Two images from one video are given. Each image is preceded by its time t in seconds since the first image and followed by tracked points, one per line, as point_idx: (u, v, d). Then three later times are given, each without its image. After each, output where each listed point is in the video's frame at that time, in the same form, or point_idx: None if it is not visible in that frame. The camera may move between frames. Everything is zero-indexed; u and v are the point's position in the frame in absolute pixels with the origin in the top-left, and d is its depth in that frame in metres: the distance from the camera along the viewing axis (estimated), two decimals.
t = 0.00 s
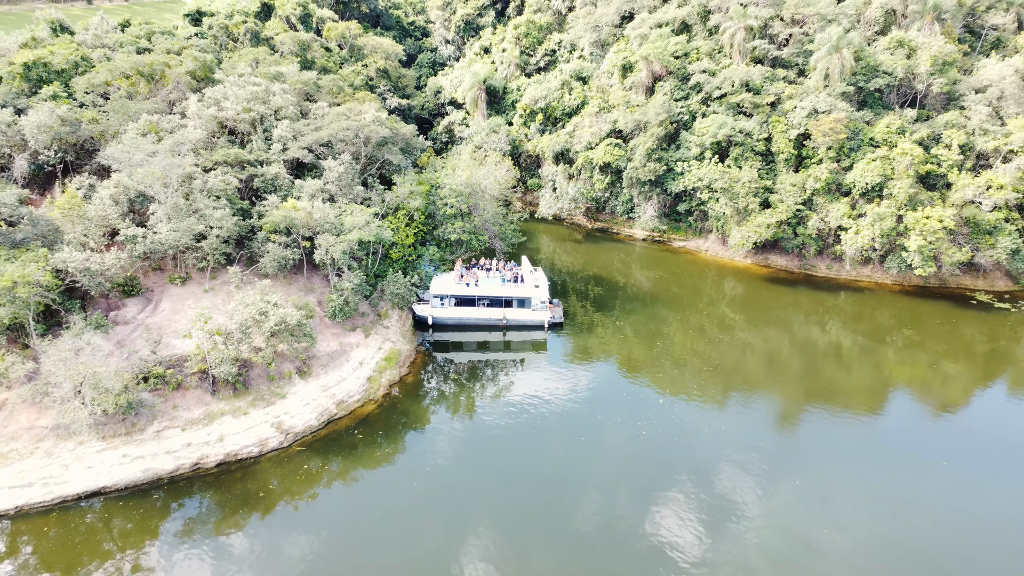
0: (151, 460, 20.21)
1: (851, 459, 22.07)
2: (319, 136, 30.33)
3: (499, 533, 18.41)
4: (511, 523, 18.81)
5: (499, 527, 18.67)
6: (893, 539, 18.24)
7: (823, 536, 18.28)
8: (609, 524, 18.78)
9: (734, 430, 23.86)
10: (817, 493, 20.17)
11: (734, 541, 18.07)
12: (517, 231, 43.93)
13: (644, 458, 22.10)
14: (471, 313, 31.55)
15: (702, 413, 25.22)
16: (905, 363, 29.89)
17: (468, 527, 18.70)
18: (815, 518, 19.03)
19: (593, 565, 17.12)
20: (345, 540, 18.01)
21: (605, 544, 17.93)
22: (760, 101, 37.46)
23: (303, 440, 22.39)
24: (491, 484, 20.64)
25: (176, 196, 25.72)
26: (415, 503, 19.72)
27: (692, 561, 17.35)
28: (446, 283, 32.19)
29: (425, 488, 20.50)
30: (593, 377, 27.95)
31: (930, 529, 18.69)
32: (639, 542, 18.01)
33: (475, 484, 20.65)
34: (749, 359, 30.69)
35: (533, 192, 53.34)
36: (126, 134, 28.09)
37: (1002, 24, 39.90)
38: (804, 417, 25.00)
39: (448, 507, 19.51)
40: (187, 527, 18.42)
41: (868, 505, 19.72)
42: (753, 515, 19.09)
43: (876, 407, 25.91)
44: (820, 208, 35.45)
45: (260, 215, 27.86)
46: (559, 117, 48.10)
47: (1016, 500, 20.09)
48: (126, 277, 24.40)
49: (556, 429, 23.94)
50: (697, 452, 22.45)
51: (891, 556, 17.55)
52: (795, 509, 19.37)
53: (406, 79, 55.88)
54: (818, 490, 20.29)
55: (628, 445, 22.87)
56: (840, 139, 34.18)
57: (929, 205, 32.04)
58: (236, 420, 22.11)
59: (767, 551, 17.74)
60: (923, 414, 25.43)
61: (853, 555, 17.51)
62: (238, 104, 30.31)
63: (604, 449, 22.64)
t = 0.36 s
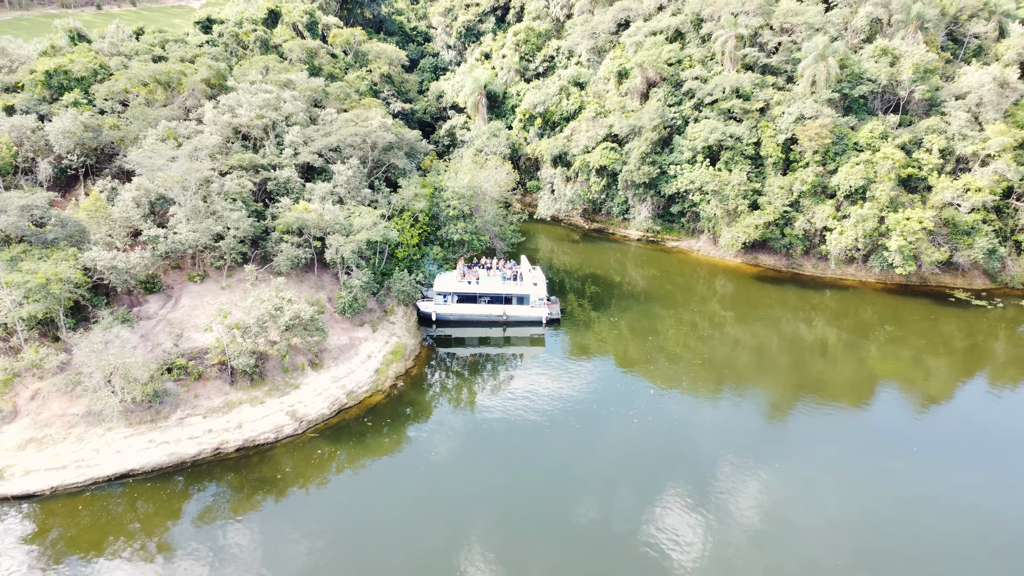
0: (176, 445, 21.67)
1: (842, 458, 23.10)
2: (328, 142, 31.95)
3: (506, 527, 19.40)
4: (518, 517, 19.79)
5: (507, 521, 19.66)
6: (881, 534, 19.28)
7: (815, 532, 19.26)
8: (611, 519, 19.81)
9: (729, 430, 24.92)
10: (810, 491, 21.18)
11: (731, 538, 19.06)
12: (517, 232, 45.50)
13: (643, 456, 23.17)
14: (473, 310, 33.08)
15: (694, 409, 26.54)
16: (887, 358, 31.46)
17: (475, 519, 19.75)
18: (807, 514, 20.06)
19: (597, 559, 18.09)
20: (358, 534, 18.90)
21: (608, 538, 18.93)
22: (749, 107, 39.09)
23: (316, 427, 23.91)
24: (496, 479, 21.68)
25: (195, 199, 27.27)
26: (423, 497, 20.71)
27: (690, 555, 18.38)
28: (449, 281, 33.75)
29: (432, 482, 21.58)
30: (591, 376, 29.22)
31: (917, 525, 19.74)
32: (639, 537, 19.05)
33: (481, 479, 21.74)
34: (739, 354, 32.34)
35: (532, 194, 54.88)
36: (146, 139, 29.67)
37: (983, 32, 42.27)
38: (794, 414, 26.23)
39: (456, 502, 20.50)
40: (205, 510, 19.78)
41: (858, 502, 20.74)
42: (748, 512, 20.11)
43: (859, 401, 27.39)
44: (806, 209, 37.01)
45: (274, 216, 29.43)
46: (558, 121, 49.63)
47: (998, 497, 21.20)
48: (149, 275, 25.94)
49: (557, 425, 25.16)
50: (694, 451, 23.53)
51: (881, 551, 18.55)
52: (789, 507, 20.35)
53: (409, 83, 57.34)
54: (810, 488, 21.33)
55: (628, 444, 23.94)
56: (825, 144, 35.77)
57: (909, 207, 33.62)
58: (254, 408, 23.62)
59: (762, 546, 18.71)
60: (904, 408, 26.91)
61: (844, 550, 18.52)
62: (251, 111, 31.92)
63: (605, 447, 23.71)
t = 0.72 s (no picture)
0: (197, 432, 23.15)
1: (831, 457, 24.15)
2: (337, 147, 33.61)
3: (512, 524, 20.48)
4: (522, 515, 20.88)
5: (512, 518, 20.72)
6: (868, 531, 20.34)
7: (806, 529, 20.34)
8: (612, 516, 20.89)
9: (723, 429, 26.00)
10: (801, 490, 22.22)
11: (726, 536, 20.10)
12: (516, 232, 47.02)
13: (640, 455, 24.29)
14: (474, 306, 34.63)
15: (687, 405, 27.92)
16: (871, 353, 33.00)
17: (481, 516, 20.85)
18: (798, 512, 21.13)
19: (600, 555, 19.16)
20: (367, 532, 19.85)
21: (609, 536, 19.99)
22: (740, 113, 40.77)
23: (327, 416, 25.45)
24: (502, 479, 22.71)
25: (212, 201, 28.81)
26: (431, 495, 21.78)
27: (687, 551, 19.47)
28: (452, 279, 35.32)
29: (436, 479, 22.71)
30: (588, 373, 30.51)
31: (903, 522, 20.81)
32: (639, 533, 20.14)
33: (486, 478, 22.86)
34: (730, 350, 33.93)
35: (531, 196, 56.35)
36: (164, 144, 31.29)
37: (965, 40, 44.72)
38: (783, 411, 27.49)
39: (462, 500, 21.58)
40: (218, 497, 21.17)
41: (847, 501, 21.80)
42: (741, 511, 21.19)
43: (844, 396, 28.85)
44: (793, 211, 38.58)
45: (286, 218, 31.00)
46: (556, 125, 51.15)
47: (979, 494, 22.32)
48: (169, 273, 27.48)
49: (556, 424, 26.41)
50: (689, 450, 24.63)
51: (868, 548, 19.62)
52: (781, 506, 21.38)
53: (412, 88, 58.42)
54: (801, 487, 22.38)
55: (626, 443, 25.07)
56: (812, 148, 37.39)
57: (891, 209, 35.21)
58: (269, 398, 25.14)
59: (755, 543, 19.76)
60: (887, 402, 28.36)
61: (833, 546, 19.59)
62: (264, 117, 33.60)
63: (603, 446, 24.83)
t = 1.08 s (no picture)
0: (216, 421, 24.66)
1: (827, 460, 25.03)
2: (345, 151, 35.30)
3: (520, 522, 21.51)
4: (529, 514, 21.89)
5: (520, 517, 21.75)
6: (860, 529, 21.35)
7: (803, 531, 21.23)
8: (616, 514, 21.88)
9: (718, 430, 27.02)
10: (796, 490, 23.22)
11: (725, 534, 21.06)
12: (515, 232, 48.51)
13: (640, 455, 25.29)
14: (476, 303, 36.19)
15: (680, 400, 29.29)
16: (855, 349, 34.60)
17: (489, 513, 21.90)
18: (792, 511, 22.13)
19: (606, 558, 19.90)
20: (374, 535, 20.58)
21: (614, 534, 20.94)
22: (730, 118, 42.61)
23: (338, 406, 27.01)
24: (512, 484, 23.46)
25: (228, 203, 30.40)
26: (441, 493, 22.82)
27: (688, 548, 20.43)
28: (454, 278, 36.93)
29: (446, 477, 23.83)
30: (585, 369, 31.97)
31: (893, 519, 21.85)
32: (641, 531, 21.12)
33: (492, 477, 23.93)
34: (721, 346, 35.54)
35: (530, 197, 57.76)
36: (181, 149, 32.93)
37: (948, 47, 47.63)
38: (773, 407, 28.91)
39: (471, 501, 22.46)
40: (229, 486, 22.41)
41: (839, 499, 22.83)
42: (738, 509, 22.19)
43: (830, 392, 30.38)
44: (782, 212, 40.19)
45: (297, 219, 32.60)
46: (554, 129, 52.73)
47: (964, 491, 23.45)
48: (187, 272, 29.04)
49: (558, 424, 27.54)
50: (687, 450, 25.67)
51: (860, 545, 20.64)
52: (778, 508, 22.28)
53: (414, 92, 60.10)
54: (795, 486, 23.38)
55: (626, 443, 26.09)
56: (799, 152, 39.06)
57: (874, 211, 36.90)
58: (283, 389, 26.70)
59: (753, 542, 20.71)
60: (874, 398, 29.79)
61: (832, 551, 20.31)
62: (275, 123, 35.23)
63: (604, 447, 25.83)
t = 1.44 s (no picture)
0: (233, 411, 26.15)
1: (823, 463, 25.85)
2: (352, 156, 36.95)
3: (525, 512, 22.84)
4: (533, 506, 23.18)
5: (525, 508, 23.05)
6: (844, 518, 22.75)
7: (802, 532, 22.05)
8: (616, 516, 22.66)
9: (716, 431, 28.03)
10: (785, 482, 24.58)
11: (718, 523, 22.40)
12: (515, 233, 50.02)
13: (640, 458, 26.09)
14: (477, 301, 37.70)
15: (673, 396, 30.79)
16: (841, 345, 36.18)
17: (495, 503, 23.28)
18: (783, 502, 23.51)
19: (610, 558, 20.68)
20: (385, 533, 21.34)
21: (613, 524, 22.26)
22: (722, 123, 44.47)
23: (347, 398, 28.57)
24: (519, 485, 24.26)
25: (242, 206, 31.97)
26: (448, 494, 23.55)
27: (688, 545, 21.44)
28: (457, 277, 38.52)
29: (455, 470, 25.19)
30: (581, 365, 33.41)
31: (875, 509, 23.27)
32: (640, 521, 22.44)
33: (498, 469, 25.32)
34: (713, 343, 37.12)
35: (529, 199, 59.13)
36: (197, 154, 34.57)
37: (933, 55, 50.33)
38: (763, 404, 30.34)
39: (480, 502, 23.28)
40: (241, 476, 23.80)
41: (826, 491, 24.17)
42: (731, 501, 23.53)
43: (817, 388, 31.88)
44: (771, 214, 41.78)
45: (307, 221, 34.17)
46: (553, 133, 54.32)
47: (943, 483, 24.90)
48: (204, 271, 30.57)
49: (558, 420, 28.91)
50: (682, 445, 27.04)
51: (846, 535, 21.98)
52: (777, 510, 23.07)
53: (417, 97, 61.83)
54: (785, 480, 24.72)
55: (625, 442, 27.17)
56: (787, 156, 40.73)
57: (859, 213, 38.64)
58: (295, 381, 28.25)
59: (745, 530, 22.05)
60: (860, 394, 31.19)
61: (831, 552, 21.10)
62: (285, 129, 36.92)
63: (604, 442, 27.11)
